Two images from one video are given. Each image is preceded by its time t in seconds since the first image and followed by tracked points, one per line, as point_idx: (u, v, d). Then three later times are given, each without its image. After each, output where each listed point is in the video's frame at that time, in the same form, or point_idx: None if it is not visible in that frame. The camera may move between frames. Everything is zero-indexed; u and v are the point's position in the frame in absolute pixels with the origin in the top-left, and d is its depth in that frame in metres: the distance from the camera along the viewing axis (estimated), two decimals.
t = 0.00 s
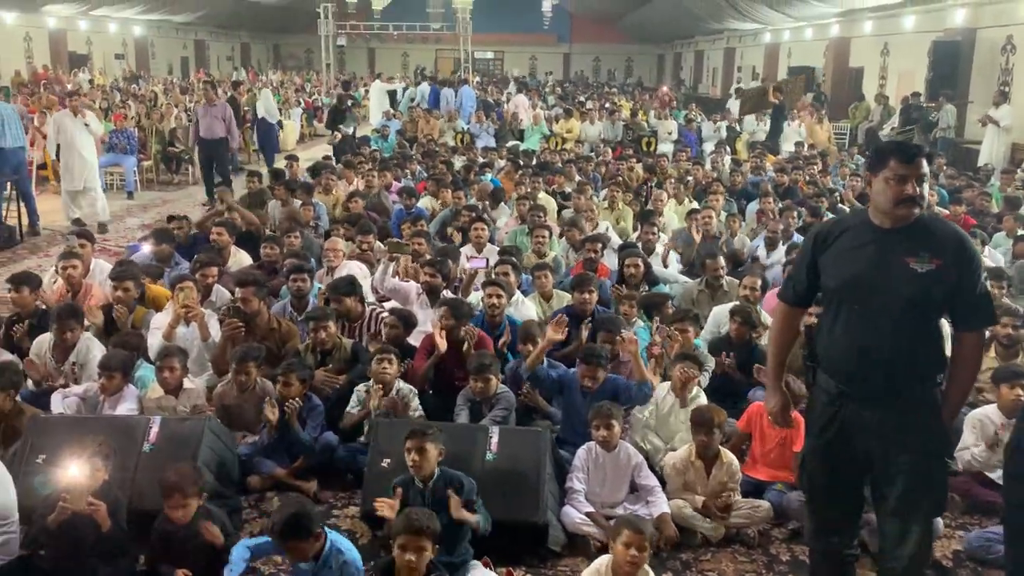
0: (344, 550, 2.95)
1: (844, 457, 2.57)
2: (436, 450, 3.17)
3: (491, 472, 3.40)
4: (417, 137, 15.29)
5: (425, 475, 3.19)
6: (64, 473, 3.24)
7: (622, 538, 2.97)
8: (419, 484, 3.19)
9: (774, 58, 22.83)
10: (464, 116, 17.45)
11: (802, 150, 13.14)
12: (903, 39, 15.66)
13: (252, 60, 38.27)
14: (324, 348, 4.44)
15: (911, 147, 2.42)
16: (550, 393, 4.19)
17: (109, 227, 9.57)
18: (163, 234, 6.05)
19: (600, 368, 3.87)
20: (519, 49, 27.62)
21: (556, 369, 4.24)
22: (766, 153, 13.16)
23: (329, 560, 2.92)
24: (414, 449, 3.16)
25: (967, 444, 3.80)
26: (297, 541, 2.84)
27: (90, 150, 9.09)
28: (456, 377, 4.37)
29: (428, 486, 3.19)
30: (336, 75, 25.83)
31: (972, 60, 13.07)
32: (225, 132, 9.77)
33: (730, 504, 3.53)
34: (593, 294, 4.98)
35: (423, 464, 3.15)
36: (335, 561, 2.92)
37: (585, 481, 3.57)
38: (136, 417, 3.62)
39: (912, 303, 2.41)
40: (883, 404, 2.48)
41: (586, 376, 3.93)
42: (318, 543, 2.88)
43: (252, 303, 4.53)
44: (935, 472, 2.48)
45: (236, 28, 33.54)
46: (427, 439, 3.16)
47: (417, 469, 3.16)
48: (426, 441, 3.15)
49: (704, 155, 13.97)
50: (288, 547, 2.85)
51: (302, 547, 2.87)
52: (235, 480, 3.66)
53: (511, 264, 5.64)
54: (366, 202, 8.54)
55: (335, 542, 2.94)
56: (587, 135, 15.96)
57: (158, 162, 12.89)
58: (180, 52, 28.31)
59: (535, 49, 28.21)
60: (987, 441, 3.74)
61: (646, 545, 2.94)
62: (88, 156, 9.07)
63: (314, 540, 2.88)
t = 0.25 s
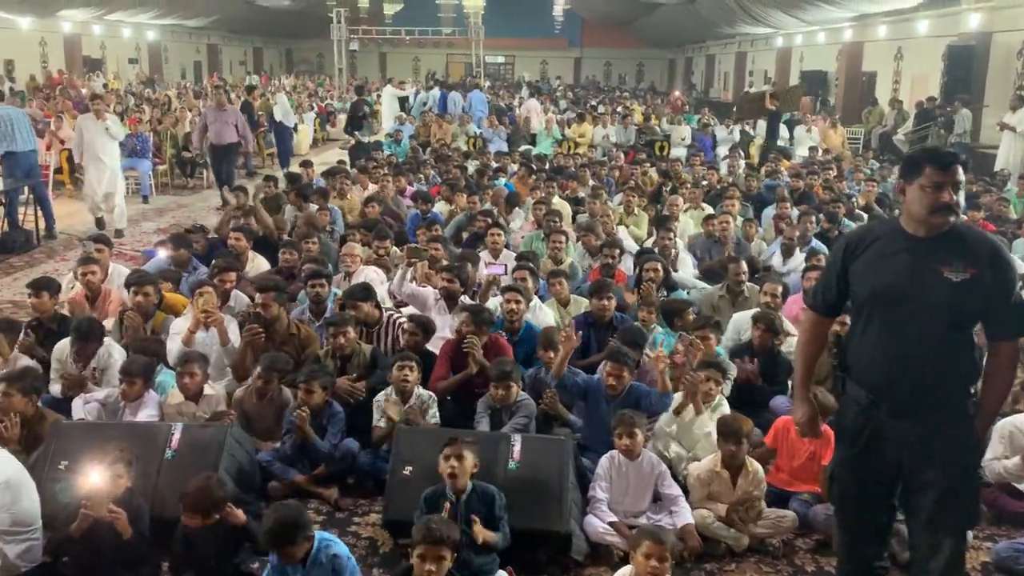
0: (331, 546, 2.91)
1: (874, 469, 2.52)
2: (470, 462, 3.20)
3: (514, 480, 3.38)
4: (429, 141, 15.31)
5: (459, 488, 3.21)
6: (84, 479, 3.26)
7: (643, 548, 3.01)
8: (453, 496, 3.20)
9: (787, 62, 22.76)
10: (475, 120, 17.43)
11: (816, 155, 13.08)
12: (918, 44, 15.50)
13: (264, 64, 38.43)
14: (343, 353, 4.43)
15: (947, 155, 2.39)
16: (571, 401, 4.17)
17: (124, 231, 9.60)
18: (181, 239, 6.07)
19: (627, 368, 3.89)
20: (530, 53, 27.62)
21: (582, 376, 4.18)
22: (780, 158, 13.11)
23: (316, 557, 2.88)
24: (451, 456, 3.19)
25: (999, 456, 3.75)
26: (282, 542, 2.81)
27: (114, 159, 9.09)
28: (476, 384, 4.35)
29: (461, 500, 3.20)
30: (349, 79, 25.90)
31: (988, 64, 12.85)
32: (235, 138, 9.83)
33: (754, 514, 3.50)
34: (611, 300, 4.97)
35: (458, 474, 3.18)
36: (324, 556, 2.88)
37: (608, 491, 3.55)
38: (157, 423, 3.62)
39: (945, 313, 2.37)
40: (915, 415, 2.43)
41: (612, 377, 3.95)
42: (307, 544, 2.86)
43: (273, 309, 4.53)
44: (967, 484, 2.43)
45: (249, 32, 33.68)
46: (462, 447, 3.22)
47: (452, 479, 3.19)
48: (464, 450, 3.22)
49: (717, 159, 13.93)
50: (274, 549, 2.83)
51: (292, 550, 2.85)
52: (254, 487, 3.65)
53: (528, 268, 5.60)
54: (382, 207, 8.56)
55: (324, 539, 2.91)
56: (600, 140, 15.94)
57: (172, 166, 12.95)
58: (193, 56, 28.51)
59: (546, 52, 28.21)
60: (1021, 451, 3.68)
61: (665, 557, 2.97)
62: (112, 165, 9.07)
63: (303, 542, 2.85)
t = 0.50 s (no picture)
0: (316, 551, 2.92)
1: (901, 483, 2.46)
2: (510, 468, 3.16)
3: (532, 486, 3.35)
4: (442, 142, 15.28)
5: (493, 489, 3.17)
6: (93, 476, 3.25)
7: (653, 556, 2.93)
8: (483, 497, 3.16)
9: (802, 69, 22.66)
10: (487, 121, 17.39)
11: (831, 162, 13.02)
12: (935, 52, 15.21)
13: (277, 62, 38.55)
14: (358, 353, 4.40)
15: (985, 164, 2.35)
16: (588, 406, 4.13)
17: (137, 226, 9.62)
18: (196, 236, 6.05)
19: (649, 372, 3.88)
20: (544, 56, 27.58)
21: (601, 381, 4.14)
22: (795, 165, 13.03)
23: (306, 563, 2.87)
24: (496, 455, 3.16)
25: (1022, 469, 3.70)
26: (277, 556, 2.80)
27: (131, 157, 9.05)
28: (491, 388, 4.32)
29: (492, 502, 3.16)
30: (362, 78, 25.91)
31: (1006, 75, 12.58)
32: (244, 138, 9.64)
33: (772, 525, 3.46)
34: (628, 305, 4.93)
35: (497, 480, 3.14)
36: (311, 562, 2.88)
37: (625, 498, 3.51)
38: (171, 420, 3.59)
39: (980, 325, 2.33)
40: (946, 429, 2.38)
41: (633, 382, 3.94)
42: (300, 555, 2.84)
43: (288, 308, 4.50)
44: (997, 502, 2.38)
45: (263, 30, 33.75)
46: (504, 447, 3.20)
47: (491, 480, 3.14)
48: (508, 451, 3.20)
49: (731, 165, 13.88)
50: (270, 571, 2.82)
51: (285, 562, 2.82)
52: (267, 487, 3.62)
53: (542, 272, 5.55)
54: (396, 208, 8.55)
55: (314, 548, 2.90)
56: (613, 143, 15.90)
57: (186, 162, 12.97)
58: (207, 53, 28.59)
59: (558, 55, 28.16)
60: None
61: (676, 565, 2.88)
62: (129, 163, 9.03)
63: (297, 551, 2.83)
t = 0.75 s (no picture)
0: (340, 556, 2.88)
1: (915, 496, 2.45)
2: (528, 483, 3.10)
3: (538, 492, 3.33)
4: (448, 142, 15.27)
5: (511, 503, 3.12)
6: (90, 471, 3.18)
7: (653, 565, 2.85)
8: (499, 512, 3.13)
9: (809, 76, 22.63)
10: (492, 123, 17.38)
11: (838, 170, 12.97)
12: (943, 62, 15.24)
13: (285, 60, 38.58)
14: (364, 353, 4.38)
15: (1009, 177, 2.33)
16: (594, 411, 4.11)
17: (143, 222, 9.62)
18: (203, 233, 6.05)
19: (660, 379, 3.81)
20: (550, 58, 27.56)
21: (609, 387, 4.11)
22: (802, 172, 13.02)
23: (328, 566, 2.84)
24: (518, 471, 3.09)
25: None
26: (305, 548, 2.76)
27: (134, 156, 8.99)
28: (497, 392, 4.31)
29: (508, 516, 3.13)
30: (368, 78, 25.91)
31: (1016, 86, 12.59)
32: (250, 134, 9.33)
33: (778, 535, 3.45)
34: (636, 311, 4.90)
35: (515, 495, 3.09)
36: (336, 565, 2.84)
37: (631, 505, 3.48)
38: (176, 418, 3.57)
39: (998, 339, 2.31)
40: (962, 443, 2.36)
41: (642, 389, 3.88)
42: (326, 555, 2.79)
43: (295, 307, 4.49)
44: (1011, 518, 2.36)
45: (271, 27, 33.77)
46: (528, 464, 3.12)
47: (511, 494, 3.08)
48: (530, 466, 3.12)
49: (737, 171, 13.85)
50: (304, 563, 2.77)
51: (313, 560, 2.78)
52: (271, 487, 3.60)
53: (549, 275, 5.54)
54: (403, 208, 8.54)
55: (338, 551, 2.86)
56: (620, 147, 15.88)
57: (192, 158, 12.96)
58: (214, 49, 28.61)
59: (565, 58, 28.13)
60: None
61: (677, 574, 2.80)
62: (131, 162, 8.98)
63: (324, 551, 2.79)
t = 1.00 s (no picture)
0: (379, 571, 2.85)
1: (926, 509, 2.43)
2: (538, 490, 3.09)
3: (545, 497, 3.32)
4: (452, 144, 15.25)
5: (519, 508, 3.10)
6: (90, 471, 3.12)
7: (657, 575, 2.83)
8: (507, 516, 3.11)
9: (813, 83, 22.60)
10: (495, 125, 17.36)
11: (841, 178, 12.96)
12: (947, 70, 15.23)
13: (289, 58, 38.56)
14: (369, 355, 4.37)
15: None
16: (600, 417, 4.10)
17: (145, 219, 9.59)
18: (208, 231, 6.03)
19: (668, 385, 3.82)
20: (553, 61, 27.52)
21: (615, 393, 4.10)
22: (805, 179, 12.99)
23: None
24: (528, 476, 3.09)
25: None
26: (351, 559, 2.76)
27: (128, 152, 8.85)
28: (502, 396, 4.30)
29: (514, 522, 3.11)
30: (371, 78, 25.86)
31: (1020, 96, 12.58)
32: (253, 135, 9.00)
33: (784, 544, 3.43)
34: (641, 316, 4.89)
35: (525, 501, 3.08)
36: None
37: (637, 512, 3.47)
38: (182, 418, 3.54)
39: (1014, 353, 2.30)
40: (975, 457, 2.35)
41: (650, 394, 3.87)
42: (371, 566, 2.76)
43: (300, 307, 4.47)
44: None
45: (275, 25, 33.72)
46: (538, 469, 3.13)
47: (520, 499, 3.07)
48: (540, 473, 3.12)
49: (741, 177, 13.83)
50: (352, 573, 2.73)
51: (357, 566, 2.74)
52: (276, 489, 3.58)
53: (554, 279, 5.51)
54: (406, 209, 8.52)
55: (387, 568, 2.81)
56: (623, 151, 15.85)
57: (196, 155, 12.93)
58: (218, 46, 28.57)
59: (569, 61, 28.09)
60: None
61: None
62: (125, 157, 8.84)
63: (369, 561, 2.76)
